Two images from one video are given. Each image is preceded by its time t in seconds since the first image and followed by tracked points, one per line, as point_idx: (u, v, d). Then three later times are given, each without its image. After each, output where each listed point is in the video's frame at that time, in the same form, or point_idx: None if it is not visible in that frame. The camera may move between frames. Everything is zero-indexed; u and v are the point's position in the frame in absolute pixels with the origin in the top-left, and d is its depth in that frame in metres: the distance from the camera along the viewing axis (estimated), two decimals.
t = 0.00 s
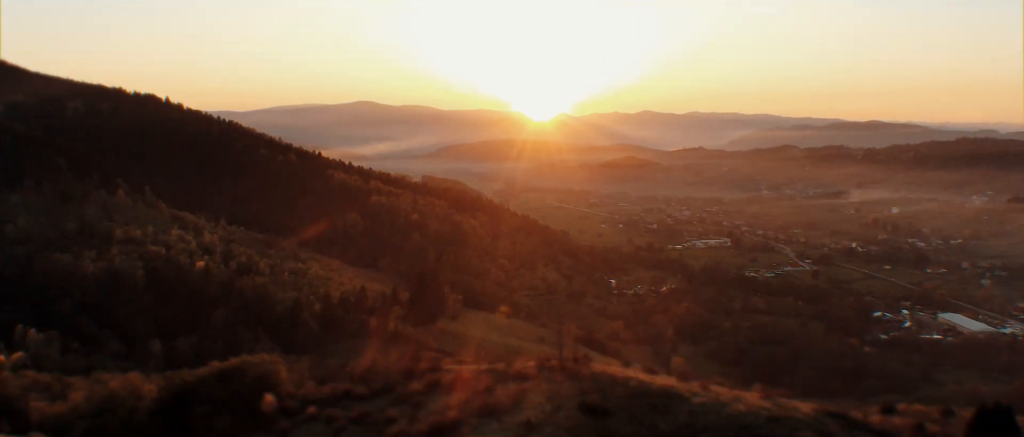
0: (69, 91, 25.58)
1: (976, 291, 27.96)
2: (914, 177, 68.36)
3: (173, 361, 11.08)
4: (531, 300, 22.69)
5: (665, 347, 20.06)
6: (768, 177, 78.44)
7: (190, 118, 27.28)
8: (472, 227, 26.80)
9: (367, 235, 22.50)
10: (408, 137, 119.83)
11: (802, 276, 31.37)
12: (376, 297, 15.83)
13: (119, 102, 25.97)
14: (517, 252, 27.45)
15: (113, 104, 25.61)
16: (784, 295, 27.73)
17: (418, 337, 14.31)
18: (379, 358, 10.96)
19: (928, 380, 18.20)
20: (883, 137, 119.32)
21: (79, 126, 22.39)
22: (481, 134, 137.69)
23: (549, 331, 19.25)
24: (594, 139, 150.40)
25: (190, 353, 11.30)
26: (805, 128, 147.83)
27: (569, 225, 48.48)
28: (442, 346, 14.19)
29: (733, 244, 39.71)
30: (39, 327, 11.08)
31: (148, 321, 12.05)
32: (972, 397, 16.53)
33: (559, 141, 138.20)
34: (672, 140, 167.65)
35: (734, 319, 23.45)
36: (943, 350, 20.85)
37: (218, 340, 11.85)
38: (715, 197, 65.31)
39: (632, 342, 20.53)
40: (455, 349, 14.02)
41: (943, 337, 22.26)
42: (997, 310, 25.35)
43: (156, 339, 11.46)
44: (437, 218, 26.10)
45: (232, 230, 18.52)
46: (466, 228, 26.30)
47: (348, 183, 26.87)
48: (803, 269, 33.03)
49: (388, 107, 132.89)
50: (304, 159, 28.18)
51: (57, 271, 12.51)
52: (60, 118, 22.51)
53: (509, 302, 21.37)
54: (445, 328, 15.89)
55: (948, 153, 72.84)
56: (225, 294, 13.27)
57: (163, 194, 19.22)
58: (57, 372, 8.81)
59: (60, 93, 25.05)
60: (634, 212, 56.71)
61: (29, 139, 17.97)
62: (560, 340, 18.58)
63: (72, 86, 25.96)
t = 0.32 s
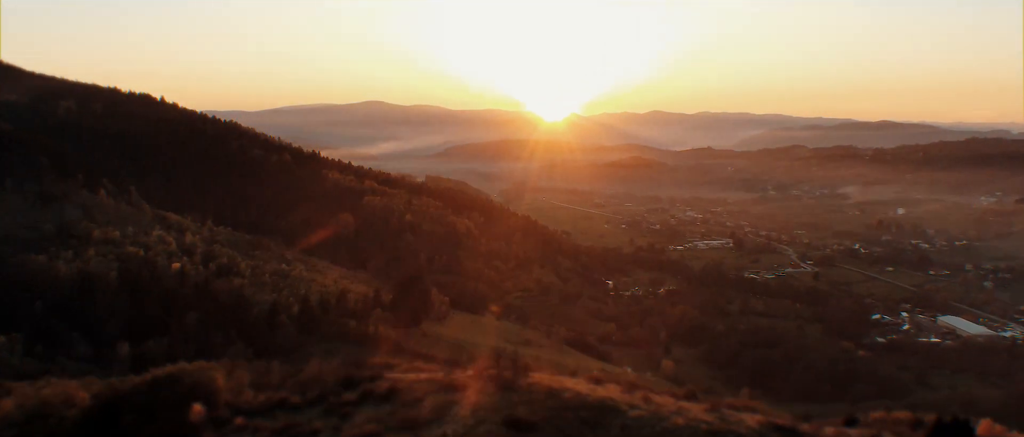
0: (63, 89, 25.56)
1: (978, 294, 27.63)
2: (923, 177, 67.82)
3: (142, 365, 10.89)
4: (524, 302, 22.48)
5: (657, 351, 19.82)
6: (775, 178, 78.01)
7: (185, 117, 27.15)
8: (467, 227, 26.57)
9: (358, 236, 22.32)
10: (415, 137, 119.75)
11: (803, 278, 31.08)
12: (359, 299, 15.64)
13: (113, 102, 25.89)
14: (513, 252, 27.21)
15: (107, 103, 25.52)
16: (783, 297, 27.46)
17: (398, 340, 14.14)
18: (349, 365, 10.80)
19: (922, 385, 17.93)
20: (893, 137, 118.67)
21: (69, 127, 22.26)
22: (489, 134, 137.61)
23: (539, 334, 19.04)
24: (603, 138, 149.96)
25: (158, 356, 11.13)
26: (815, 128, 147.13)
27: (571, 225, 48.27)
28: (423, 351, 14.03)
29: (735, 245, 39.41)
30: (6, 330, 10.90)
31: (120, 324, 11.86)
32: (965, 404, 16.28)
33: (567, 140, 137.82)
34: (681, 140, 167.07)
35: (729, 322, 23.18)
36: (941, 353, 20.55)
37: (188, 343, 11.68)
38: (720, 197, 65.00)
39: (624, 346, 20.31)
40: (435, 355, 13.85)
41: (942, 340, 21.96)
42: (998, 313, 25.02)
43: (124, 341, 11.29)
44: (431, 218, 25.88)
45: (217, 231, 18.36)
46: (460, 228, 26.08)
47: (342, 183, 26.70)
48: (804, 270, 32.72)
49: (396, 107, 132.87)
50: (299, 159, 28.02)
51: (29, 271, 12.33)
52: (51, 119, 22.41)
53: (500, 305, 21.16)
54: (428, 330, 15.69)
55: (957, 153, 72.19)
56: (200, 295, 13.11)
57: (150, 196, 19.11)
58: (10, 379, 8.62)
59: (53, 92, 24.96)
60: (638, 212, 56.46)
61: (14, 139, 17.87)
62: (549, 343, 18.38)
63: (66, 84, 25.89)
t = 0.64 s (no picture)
0: (54, 88, 25.54)
1: (980, 296, 27.21)
2: (931, 177, 67.20)
3: (104, 368, 10.72)
4: (515, 303, 22.25)
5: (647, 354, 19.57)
6: (783, 178, 77.51)
7: (179, 117, 27.05)
8: (461, 227, 26.29)
9: (348, 237, 22.14)
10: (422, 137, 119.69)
11: (803, 279, 30.73)
12: (339, 300, 15.43)
13: (106, 101, 25.81)
14: (507, 252, 26.94)
15: (99, 103, 25.45)
16: (781, 298, 27.13)
17: (376, 346, 13.93)
18: (314, 375, 10.60)
19: (916, 390, 17.59)
20: (904, 137, 117.80)
21: (58, 129, 22.19)
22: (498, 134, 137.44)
23: (526, 336, 18.83)
24: (611, 137, 149.47)
25: (123, 359, 10.96)
26: (825, 127, 146.25)
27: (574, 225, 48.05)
28: (401, 357, 13.82)
29: (737, 245, 39.08)
30: None
31: (87, 326, 11.69)
32: (959, 409, 15.94)
33: (575, 138, 137.41)
34: (690, 139, 166.44)
35: (724, 324, 22.85)
36: (937, 357, 20.19)
37: (155, 345, 11.51)
38: (726, 198, 64.64)
39: (615, 349, 20.02)
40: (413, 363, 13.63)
41: (939, 343, 21.59)
42: (999, 316, 24.62)
43: (90, 344, 11.12)
44: (424, 219, 25.63)
45: (202, 232, 18.19)
46: (454, 228, 25.86)
47: (336, 183, 26.52)
48: (805, 271, 32.35)
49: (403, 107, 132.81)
50: (293, 159, 27.86)
51: None
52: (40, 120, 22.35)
53: (490, 306, 20.93)
54: (409, 332, 15.48)
55: (965, 153, 71.49)
56: (171, 298, 12.94)
57: (134, 197, 18.98)
58: None
59: (45, 91, 24.91)
60: (642, 212, 56.17)
61: None
62: (537, 345, 18.10)
63: (59, 84, 25.83)
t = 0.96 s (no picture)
0: (47, 87, 25.46)
1: (981, 298, 26.84)
2: (938, 177, 66.63)
3: (66, 372, 10.54)
4: (505, 305, 22.02)
5: (637, 358, 19.34)
6: (789, 178, 77.06)
7: (172, 116, 26.94)
8: (455, 227, 26.06)
9: (337, 239, 21.97)
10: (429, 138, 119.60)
11: (802, 280, 30.41)
12: (318, 302, 15.23)
13: (98, 101, 25.71)
14: (501, 253, 26.72)
15: (91, 102, 25.35)
16: (779, 300, 26.83)
17: (353, 350, 13.75)
18: (279, 383, 10.42)
19: (910, 395, 17.28)
20: (913, 137, 116.97)
21: (45, 129, 22.08)
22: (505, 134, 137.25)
23: (513, 338, 18.62)
24: (619, 136, 149.02)
25: (87, 362, 10.78)
26: (834, 127, 145.47)
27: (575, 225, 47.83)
28: (378, 362, 13.63)
29: (738, 246, 38.76)
30: None
31: (53, 328, 11.52)
32: (949, 415, 15.65)
33: (583, 137, 137.09)
34: (699, 138, 165.84)
35: (717, 326, 22.58)
36: (932, 361, 19.87)
37: (121, 348, 11.33)
38: (730, 198, 64.31)
39: (605, 352, 19.80)
40: (389, 369, 13.44)
41: (936, 346, 21.25)
42: (998, 318, 24.26)
43: (54, 348, 10.95)
44: (417, 219, 25.42)
45: (185, 232, 18.03)
46: (447, 228, 25.63)
47: (329, 183, 26.34)
48: (805, 272, 32.02)
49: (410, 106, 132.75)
50: (286, 159, 27.71)
51: None
52: (28, 120, 22.25)
53: (479, 308, 20.71)
54: (390, 334, 15.28)
55: (974, 154, 70.81)
56: (143, 299, 12.76)
57: (118, 199, 18.84)
58: None
59: (36, 91, 24.85)
60: (646, 212, 55.88)
61: None
62: (523, 348, 17.89)
63: (51, 84, 25.74)
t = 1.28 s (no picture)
0: (37, 89, 25.41)
1: (981, 301, 26.43)
2: (946, 177, 65.99)
3: (23, 376, 10.39)
4: (494, 307, 21.79)
5: (624, 361, 19.08)
6: (796, 179, 76.57)
7: (163, 117, 26.86)
8: (446, 227, 25.84)
9: (324, 239, 21.80)
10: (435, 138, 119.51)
11: (800, 282, 30.07)
12: (294, 304, 15.04)
13: (89, 101, 25.64)
14: (494, 254, 26.50)
15: (81, 103, 25.29)
16: (775, 303, 26.51)
17: (326, 353, 13.55)
18: (238, 391, 10.24)
19: (900, 401, 16.95)
20: (923, 137, 116.04)
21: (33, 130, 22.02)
22: (513, 133, 137.05)
23: (497, 341, 18.40)
24: (627, 135, 148.56)
25: (46, 366, 10.63)
26: (844, 127, 144.56)
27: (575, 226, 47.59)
28: (351, 366, 13.43)
29: (738, 247, 38.42)
30: None
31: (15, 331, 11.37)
32: (938, 421, 15.32)
33: (590, 136, 136.74)
34: (708, 137, 165.15)
35: (709, 329, 22.26)
36: (926, 365, 19.50)
37: (84, 352, 11.17)
38: (735, 198, 63.91)
39: (593, 355, 19.52)
40: (361, 375, 13.22)
41: (931, 350, 20.90)
42: (997, 322, 23.87)
43: (13, 351, 10.81)
44: (408, 220, 25.21)
45: (167, 233, 17.90)
46: (438, 228, 25.40)
47: (320, 183, 26.18)
48: (804, 274, 31.66)
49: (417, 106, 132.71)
50: (279, 159, 27.56)
51: None
52: (16, 121, 22.19)
53: (467, 310, 20.49)
54: (368, 337, 15.07)
55: (982, 154, 70.15)
56: (111, 303, 12.60)
57: (101, 200, 18.74)
58: None
59: (27, 92, 24.81)
60: (649, 213, 55.55)
61: None
62: (508, 351, 17.63)
63: (42, 85, 25.70)
